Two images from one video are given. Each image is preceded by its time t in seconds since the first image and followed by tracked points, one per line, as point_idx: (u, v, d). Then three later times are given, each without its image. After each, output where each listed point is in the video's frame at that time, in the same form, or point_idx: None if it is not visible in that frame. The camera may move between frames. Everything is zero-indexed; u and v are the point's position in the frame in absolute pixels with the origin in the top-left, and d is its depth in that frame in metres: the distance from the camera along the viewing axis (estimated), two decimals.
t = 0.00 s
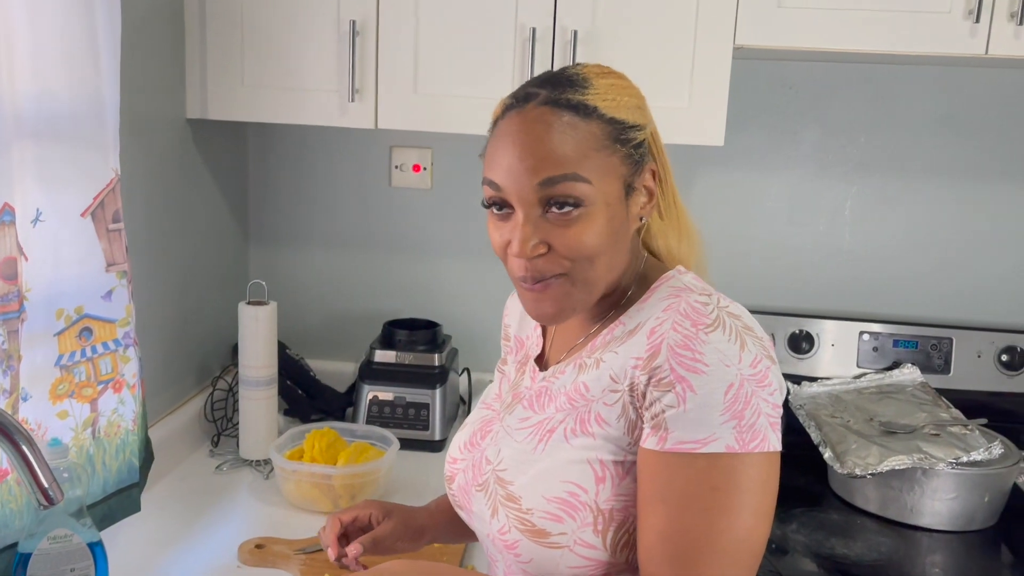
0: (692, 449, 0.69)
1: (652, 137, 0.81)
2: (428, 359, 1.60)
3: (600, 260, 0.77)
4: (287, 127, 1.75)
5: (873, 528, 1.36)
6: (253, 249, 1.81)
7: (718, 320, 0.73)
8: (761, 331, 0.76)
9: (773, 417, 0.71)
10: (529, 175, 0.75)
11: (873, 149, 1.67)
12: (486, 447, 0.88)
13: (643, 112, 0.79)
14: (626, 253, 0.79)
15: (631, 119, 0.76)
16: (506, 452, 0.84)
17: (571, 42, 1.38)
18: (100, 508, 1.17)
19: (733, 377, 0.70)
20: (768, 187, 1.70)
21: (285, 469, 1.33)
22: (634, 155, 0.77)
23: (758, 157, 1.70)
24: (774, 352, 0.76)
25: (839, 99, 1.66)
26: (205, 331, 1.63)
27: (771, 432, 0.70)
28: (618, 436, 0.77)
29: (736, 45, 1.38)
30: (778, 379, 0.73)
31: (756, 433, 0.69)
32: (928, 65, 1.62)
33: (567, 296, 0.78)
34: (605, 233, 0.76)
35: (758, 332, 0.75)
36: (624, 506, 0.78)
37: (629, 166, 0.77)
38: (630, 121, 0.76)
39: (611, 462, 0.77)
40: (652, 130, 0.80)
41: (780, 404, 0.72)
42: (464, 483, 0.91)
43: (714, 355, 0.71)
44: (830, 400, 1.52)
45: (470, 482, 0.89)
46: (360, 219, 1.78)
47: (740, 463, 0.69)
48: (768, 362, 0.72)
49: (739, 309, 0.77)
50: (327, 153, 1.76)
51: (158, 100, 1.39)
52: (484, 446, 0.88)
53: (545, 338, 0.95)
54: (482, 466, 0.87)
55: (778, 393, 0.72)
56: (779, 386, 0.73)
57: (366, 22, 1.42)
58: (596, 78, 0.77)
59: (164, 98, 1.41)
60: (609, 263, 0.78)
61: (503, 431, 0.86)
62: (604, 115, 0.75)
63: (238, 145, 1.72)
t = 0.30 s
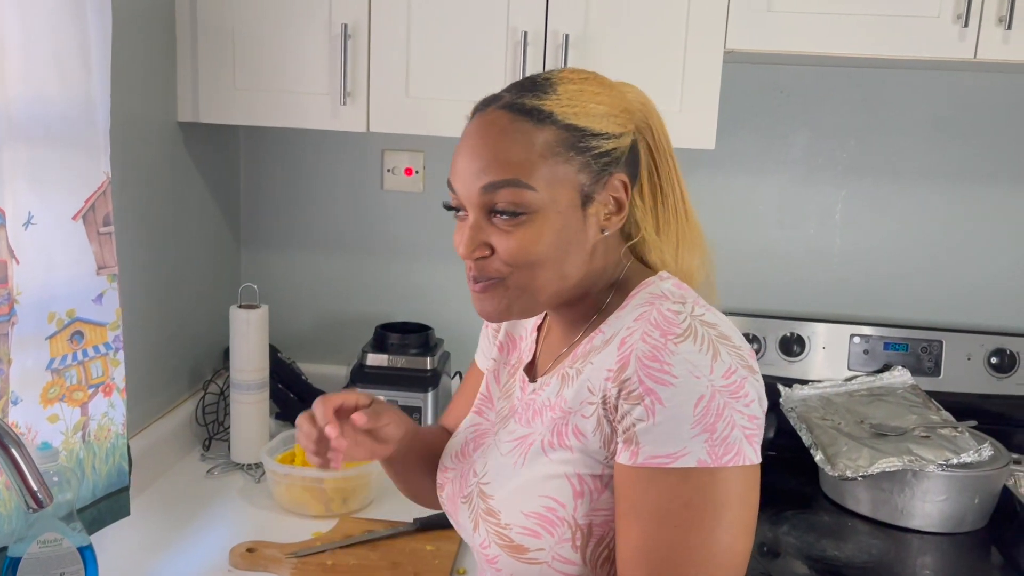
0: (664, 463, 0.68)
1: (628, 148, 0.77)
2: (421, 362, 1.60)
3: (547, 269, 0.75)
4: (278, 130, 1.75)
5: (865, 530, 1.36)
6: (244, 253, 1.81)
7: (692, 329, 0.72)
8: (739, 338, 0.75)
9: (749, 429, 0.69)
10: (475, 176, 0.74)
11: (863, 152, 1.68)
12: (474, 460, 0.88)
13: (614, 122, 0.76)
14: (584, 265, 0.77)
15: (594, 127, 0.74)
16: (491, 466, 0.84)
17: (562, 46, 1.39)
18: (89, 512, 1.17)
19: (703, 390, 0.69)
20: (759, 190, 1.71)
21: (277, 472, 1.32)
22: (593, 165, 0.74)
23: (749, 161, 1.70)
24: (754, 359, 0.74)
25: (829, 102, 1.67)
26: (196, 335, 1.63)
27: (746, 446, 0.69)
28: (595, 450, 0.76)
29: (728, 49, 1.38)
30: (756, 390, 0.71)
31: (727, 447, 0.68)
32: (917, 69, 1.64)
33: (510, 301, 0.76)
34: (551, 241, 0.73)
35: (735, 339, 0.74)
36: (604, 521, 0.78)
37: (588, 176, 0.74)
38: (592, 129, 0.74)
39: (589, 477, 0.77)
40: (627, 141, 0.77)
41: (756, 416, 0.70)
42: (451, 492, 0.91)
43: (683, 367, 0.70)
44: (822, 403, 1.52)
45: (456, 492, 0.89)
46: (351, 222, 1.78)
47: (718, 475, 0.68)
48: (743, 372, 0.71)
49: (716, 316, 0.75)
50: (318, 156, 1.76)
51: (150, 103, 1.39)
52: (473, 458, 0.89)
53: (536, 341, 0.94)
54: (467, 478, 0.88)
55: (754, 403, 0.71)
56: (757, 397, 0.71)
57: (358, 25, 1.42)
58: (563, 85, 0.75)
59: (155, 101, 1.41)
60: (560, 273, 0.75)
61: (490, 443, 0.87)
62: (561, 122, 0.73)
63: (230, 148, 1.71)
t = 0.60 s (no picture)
0: (653, 482, 0.68)
1: (612, 146, 0.76)
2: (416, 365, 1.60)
3: (529, 277, 0.74)
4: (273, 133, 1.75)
5: (860, 533, 1.36)
6: (240, 256, 1.81)
7: (693, 348, 0.71)
8: (743, 360, 0.73)
9: (745, 456, 0.68)
10: (452, 187, 0.75)
11: (857, 156, 1.69)
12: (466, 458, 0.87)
13: (593, 121, 0.74)
14: (569, 270, 0.76)
15: (568, 129, 0.73)
16: (479, 468, 0.84)
17: (557, 49, 1.39)
18: (84, 516, 1.17)
19: (699, 412, 0.68)
20: (754, 193, 1.71)
21: (272, 476, 1.32)
22: (570, 169, 0.73)
23: (744, 164, 1.71)
24: (756, 383, 0.73)
25: (824, 106, 1.68)
26: (191, 338, 1.63)
27: (740, 472, 0.68)
28: (587, 462, 0.76)
29: (722, 53, 1.39)
30: (756, 416, 0.70)
31: (719, 472, 0.67)
32: (911, 72, 1.64)
33: (495, 308, 0.77)
34: (530, 248, 0.73)
35: (739, 362, 0.73)
36: (589, 536, 0.78)
37: (565, 180, 0.73)
38: (567, 131, 0.73)
39: (577, 489, 0.77)
40: (610, 139, 0.75)
41: (753, 442, 0.69)
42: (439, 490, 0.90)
43: (680, 387, 0.69)
44: (817, 405, 1.53)
45: (443, 491, 0.88)
46: (347, 225, 1.78)
47: (711, 499, 0.67)
48: (744, 396, 0.70)
49: (721, 335, 0.74)
50: (314, 158, 1.76)
51: (145, 106, 1.39)
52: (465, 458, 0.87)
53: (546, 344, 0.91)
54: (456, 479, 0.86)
55: (753, 429, 0.69)
56: (756, 423, 0.70)
57: (354, 28, 1.42)
58: (537, 87, 0.74)
59: (151, 104, 1.41)
60: (542, 279, 0.75)
61: (483, 445, 0.86)
62: (531, 128, 0.72)
63: (225, 151, 1.71)
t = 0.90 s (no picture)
0: (654, 510, 0.66)
1: (642, 145, 0.75)
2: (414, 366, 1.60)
3: (544, 270, 0.73)
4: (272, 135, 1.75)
5: (858, 536, 1.36)
6: (238, 257, 1.81)
7: (699, 373, 0.69)
8: (749, 384, 0.72)
9: (750, 485, 0.67)
10: (476, 168, 0.74)
11: (856, 158, 1.69)
12: (455, 470, 0.84)
13: (629, 117, 0.73)
14: (585, 269, 0.75)
15: (603, 122, 0.71)
16: (470, 483, 0.81)
17: (556, 52, 1.39)
18: (79, 517, 1.16)
19: (705, 439, 0.66)
20: (752, 195, 1.72)
21: (270, 477, 1.32)
22: (599, 163, 0.72)
23: (742, 166, 1.71)
24: (761, 408, 0.71)
25: (822, 108, 1.68)
26: (190, 340, 1.63)
27: (745, 502, 0.67)
28: (582, 484, 0.74)
29: (721, 55, 1.39)
30: (761, 443, 0.69)
31: (723, 501, 0.66)
32: (909, 76, 1.65)
33: (505, 300, 0.75)
34: (547, 241, 0.72)
35: (745, 387, 0.71)
36: (579, 560, 0.76)
37: (592, 174, 0.72)
38: (601, 124, 0.71)
39: (570, 513, 0.75)
40: (642, 138, 0.74)
41: (758, 471, 0.68)
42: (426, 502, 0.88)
43: (685, 412, 0.67)
44: (814, 407, 1.53)
45: (431, 502, 0.86)
46: (346, 227, 1.78)
47: (712, 530, 0.66)
48: (750, 423, 0.68)
49: (727, 358, 0.73)
50: (313, 160, 1.76)
51: (144, 107, 1.39)
52: (455, 468, 0.85)
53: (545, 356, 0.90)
54: (444, 491, 0.84)
55: (757, 458, 0.68)
56: (761, 451, 0.68)
57: (353, 31, 1.42)
58: (576, 75, 0.73)
59: (150, 105, 1.41)
60: (557, 275, 0.73)
61: (474, 457, 0.83)
62: (565, 116, 0.71)
63: (224, 153, 1.71)
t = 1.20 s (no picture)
0: (617, 532, 0.64)
1: (625, 149, 0.75)
2: (414, 367, 1.60)
3: (526, 276, 0.72)
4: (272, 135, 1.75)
5: (858, 536, 1.36)
6: (238, 257, 1.81)
7: (661, 387, 0.66)
8: (720, 396, 0.68)
9: (716, 504, 0.64)
10: (457, 170, 0.73)
11: (855, 159, 1.69)
12: (442, 494, 0.83)
13: (612, 120, 0.73)
14: (569, 276, 0.74)
15: (588, 125, 0.71)
16: (452, 508, 0.80)
17: (556, 52, 1.39)
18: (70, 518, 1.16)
19: (664, 457, 0.63)
20: (753, 196, 1.72)
21: (270, 477, 1.32)
22: (583, 166, 0.71)
23: (742, 167, 1.71)
24: (734, 419, 0.68)
25: (822, 108, 1.68)
26: (190, 340, 1.63)
27: (711, 522, 0.64)
28: (557, 506, 0.71)
29: (721, 56, 1.39)
30: (731, 458, 0.65)
31: (686, 521, 0.63)
32: (910, 76, 1.65)
33: (486, 306, 0.74)
34: (529, 245, 0.71)
35: (714, 399, 0.67)
36: None
37: (576, 177, 0.71)
38: (586, 127, 0.71)
39: (547, 535, 0.72)
40: (625, 143, 0.74)
41: (725, 488, 0.64)
42: (417, 526, 0.87)
43: (643, 430, 0.64)
44: (814, 407, 1.53)
45: (421, 526, 0.85)
46: (346, 227, 1.78)
47: (678, 550, 0.63)
48: (716, 438, 0.65)
49: (695, 369, 0.69)
50: (313, 160, 1.76)
51: (144, 107, 1.39)
52: (443, 493, 0.83)
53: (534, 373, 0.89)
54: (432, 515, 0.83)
55: (725, 475, 0.64)
56: (731, 467, 0.65)
57: (353, 31, 1.42)
58: (559, 76, 0.73)
59: (150, 105, 1.41)
60: (540, 281, 0.72)
61: (460, 481, 0.82)
62: (548, 118, 0.71)
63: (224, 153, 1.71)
